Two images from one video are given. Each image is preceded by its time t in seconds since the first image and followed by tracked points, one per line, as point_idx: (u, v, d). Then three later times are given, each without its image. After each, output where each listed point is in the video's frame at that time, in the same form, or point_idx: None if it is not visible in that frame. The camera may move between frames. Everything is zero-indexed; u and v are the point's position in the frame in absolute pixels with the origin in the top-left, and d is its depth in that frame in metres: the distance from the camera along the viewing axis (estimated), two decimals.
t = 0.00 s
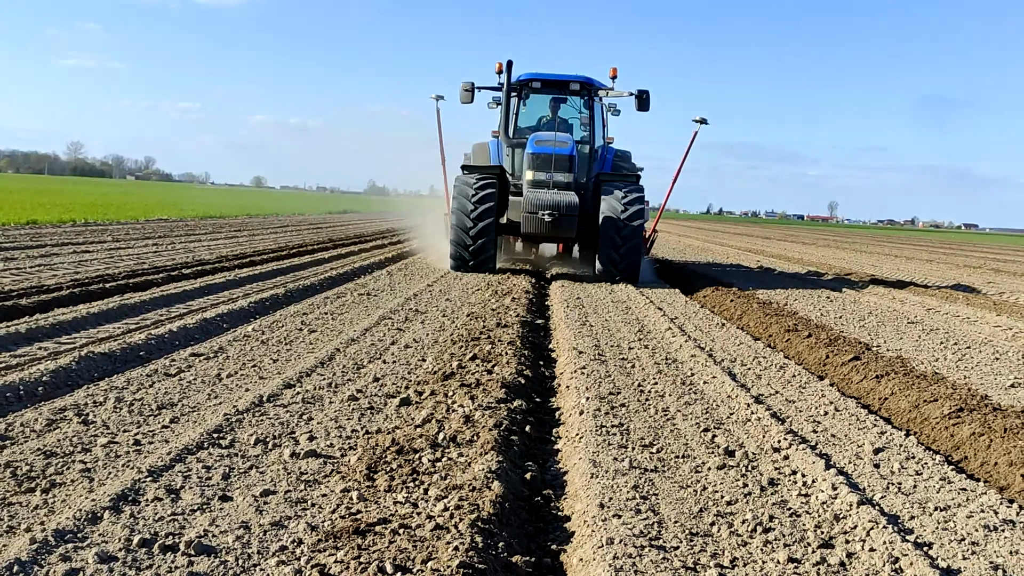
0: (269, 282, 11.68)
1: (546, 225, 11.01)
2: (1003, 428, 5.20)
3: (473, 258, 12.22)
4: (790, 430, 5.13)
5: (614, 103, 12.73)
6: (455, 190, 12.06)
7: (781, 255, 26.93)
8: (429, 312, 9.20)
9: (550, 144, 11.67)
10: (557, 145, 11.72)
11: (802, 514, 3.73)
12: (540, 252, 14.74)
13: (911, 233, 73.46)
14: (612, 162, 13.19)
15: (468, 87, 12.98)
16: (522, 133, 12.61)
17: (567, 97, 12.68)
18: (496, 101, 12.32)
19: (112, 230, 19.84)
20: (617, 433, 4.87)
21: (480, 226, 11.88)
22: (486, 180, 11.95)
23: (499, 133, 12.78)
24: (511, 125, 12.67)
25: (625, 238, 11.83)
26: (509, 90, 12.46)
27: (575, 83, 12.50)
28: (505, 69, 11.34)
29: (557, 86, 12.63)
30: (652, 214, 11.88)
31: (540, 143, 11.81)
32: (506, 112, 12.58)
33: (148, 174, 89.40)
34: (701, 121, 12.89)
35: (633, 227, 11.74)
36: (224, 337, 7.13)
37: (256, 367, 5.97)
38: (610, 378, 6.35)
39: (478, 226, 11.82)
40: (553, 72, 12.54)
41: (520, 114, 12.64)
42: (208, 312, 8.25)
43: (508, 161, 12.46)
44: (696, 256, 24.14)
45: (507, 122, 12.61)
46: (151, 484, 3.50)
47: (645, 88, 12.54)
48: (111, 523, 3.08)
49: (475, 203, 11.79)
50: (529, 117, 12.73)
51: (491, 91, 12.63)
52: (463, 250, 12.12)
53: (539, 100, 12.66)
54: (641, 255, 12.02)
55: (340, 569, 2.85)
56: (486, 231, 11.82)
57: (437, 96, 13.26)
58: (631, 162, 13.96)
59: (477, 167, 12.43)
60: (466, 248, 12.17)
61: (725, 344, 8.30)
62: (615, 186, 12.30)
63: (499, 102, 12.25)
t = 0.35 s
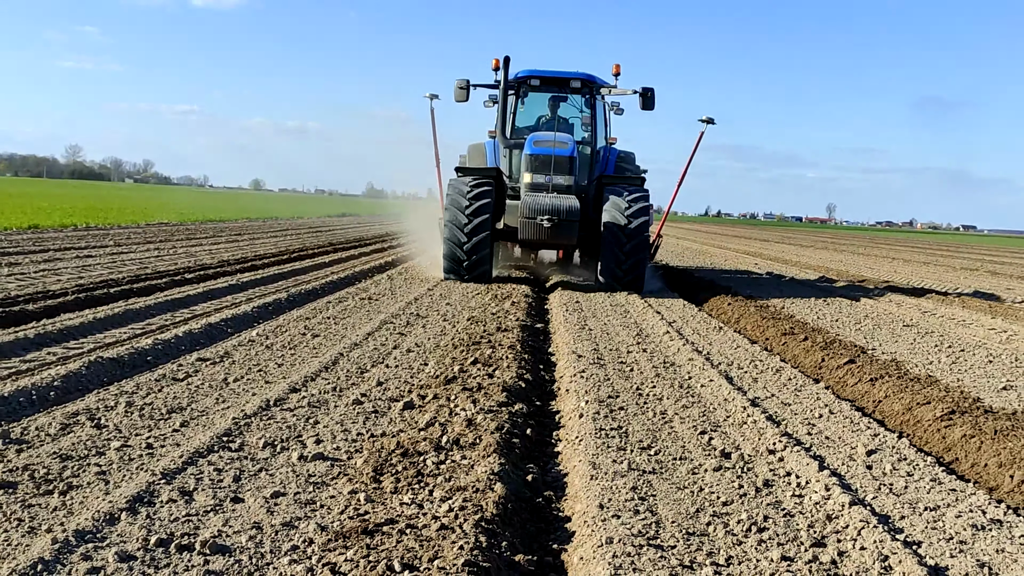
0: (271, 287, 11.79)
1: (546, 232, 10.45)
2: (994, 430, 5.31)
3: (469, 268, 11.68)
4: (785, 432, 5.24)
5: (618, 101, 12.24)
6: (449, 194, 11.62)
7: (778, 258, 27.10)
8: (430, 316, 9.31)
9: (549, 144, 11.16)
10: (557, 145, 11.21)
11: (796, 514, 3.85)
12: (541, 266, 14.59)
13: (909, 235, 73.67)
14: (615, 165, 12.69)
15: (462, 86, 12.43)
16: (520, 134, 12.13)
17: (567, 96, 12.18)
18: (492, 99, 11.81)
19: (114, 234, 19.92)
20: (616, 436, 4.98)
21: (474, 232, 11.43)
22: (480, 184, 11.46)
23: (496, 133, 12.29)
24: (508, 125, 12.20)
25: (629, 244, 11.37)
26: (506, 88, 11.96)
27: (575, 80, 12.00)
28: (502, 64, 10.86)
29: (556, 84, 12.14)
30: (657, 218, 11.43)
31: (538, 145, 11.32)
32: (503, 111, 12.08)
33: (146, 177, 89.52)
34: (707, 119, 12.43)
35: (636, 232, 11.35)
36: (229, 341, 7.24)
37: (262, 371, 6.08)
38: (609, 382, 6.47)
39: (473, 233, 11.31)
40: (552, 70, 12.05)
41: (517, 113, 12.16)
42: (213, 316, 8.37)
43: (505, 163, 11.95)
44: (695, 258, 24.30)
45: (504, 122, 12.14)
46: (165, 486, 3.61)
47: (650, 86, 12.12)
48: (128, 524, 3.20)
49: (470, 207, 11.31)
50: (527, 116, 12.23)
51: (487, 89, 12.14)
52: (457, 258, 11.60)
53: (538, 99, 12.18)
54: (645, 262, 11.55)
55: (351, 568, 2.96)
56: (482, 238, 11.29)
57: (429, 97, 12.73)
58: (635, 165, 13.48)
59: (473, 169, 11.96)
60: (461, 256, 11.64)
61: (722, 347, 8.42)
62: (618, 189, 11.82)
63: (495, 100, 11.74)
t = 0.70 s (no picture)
0: (273, 289, 11.90)
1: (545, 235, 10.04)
2: (982, 427, 5.43)
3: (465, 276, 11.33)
4: (779, 430, 5.37)
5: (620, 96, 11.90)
6: (442, 194, 11.25)
7: (776, 258, 27.27)
8: (431, 318, 9.44)
9: (547, 143, 10.76)
10: (555, 143, 10.81)
11: (787, 509, 3.99)
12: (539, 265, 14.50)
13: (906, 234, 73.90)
14: (618, 163, 12.32)
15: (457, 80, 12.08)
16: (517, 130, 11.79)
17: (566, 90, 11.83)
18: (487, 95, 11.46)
19: (115, 236, 20.03)
20: (615, 435, 5.11)
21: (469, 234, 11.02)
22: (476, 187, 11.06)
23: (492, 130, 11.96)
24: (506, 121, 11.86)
25: (633, 248, 10.98)
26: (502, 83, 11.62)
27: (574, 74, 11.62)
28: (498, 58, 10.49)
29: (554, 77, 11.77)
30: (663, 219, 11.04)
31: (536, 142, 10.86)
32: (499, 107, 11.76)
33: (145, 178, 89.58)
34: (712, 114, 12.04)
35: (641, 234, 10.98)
36: (234, 343, 7.38)
37: (268, 373, 6.21)
38: (607, 382, 6.61)
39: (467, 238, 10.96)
40: (550, 63, 11.70)
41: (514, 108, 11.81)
42: (218, 318, 8.50)
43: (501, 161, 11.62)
44: (693, 259, 24.47)
45: (500, 118, 11.81)
46: (179, 483, 3.74)
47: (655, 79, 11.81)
48: (146, 519, 3.33)
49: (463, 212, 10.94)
50: (524, 112, 11.90)
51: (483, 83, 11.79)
52: (450, 265, 11.20)
53: (536, 94, 11.83)
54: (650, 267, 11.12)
55: (361, 560, 3.09)
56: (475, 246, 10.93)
57: (425, 92, 12.46)
58: (639, 163, 13.08)
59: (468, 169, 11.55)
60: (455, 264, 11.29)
61: (719, 348, 8.55)
62: (621, 190, 11.46)
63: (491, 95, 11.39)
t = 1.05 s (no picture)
0: (276, 288, 12.04)
1: (543, 237, 9.69)
2: (966, 421, 5.59)
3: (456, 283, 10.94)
4: (768, 425, 5.53)
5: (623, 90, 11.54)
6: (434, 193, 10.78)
7: (773, 257, 27.46)
8: (431, 317, 9.60)
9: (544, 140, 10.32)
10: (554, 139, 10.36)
11: (774, 498, 4.15)
12: (536, 262, 14.32)
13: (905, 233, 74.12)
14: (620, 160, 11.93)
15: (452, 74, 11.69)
16: (515, 125, 11.41)
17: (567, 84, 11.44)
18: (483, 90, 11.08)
19: (118, 237, 20.18)
20: (609, 429, 5.27)
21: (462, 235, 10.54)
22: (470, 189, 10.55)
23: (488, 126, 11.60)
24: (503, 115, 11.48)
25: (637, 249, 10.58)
26: (498, 76, 11.25)
27: (575, 67, 11.22)
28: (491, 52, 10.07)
29: (554, 70, 11.38)
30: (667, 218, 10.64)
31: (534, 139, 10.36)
32: (495, 102, 11.39)
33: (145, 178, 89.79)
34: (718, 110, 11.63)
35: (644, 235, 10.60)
36: (239, 341, 7.54)
37: (273, 369, 6.38)
38: (603, 378, 6.77)
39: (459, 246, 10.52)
40: (550, 56, 11.31)
41: (511, 102, 11.45)
42: (222, 317, 8.67)
43: (497, 159, 11.27)
44: (691, 258, 24.64)
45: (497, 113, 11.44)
46: (191, 474, 3.91)
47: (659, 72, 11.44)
48: (160, 507, 3.50)
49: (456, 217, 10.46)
50: (522, 107, 11.52)
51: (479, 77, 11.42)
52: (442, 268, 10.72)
53: (534, 88, 11.46)
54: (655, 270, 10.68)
55: (365, 544, 3.25)
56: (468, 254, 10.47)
57: (420, 88, 12.08)
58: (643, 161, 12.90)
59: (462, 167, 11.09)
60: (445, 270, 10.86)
61: (714, 346, 8.71)
62: (626, 189, 10.99)
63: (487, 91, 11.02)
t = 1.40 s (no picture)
0: (278, 291, 12.25)
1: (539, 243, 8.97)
2: (943, 417, 5.80)
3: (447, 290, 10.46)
4: (752, 421, 5.74)
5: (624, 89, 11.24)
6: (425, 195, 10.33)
7: (771, 259, 27.70)
8: (429, 318, 9.81)
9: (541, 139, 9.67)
10: (552, 138, 9.71)
11: (752, 489, 4.36)
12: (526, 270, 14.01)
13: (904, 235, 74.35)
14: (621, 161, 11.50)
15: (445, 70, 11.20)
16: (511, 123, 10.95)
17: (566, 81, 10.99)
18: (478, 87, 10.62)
19: (121, 241, 20.44)
20: (599, 425, 5.48)
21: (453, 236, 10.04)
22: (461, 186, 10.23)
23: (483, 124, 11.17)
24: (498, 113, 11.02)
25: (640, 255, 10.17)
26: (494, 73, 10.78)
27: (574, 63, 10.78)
28: (487, 47, 9.53)
29: (552, 66, 10.93)
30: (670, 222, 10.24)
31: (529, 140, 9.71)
32: (490, 99, 10.92)
33: (147, 181, 90.11)
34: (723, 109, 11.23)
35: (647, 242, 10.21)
36: (242, 342, 7.77)
37: (275, 369, 6.59)
38: (595, 377, 6.98)
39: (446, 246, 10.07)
40: (548, 53, 10.85)
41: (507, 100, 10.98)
42: (226, 319, 8.89)
43: (491, 160, 10.83)
44: (689, 261, 24.88)
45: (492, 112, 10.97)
46: (198, 466, 4.12)
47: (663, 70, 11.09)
48: (169, 496, 3.71)
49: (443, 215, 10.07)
50: (518, 104, 11.07)
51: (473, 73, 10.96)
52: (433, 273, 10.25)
53: (530, 85, 11.00)
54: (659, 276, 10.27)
55: (362, 530, 3.45)
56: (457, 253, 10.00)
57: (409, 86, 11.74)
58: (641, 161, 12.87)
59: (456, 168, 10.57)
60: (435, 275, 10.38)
61: (705, 346, 8.91)
62: (628, 193, 10.65)
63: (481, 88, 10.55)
